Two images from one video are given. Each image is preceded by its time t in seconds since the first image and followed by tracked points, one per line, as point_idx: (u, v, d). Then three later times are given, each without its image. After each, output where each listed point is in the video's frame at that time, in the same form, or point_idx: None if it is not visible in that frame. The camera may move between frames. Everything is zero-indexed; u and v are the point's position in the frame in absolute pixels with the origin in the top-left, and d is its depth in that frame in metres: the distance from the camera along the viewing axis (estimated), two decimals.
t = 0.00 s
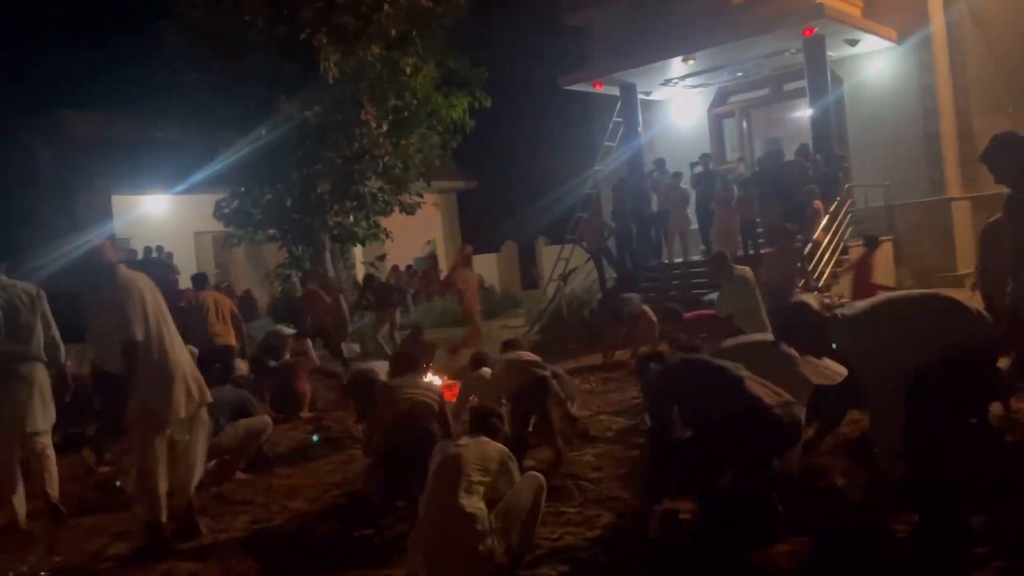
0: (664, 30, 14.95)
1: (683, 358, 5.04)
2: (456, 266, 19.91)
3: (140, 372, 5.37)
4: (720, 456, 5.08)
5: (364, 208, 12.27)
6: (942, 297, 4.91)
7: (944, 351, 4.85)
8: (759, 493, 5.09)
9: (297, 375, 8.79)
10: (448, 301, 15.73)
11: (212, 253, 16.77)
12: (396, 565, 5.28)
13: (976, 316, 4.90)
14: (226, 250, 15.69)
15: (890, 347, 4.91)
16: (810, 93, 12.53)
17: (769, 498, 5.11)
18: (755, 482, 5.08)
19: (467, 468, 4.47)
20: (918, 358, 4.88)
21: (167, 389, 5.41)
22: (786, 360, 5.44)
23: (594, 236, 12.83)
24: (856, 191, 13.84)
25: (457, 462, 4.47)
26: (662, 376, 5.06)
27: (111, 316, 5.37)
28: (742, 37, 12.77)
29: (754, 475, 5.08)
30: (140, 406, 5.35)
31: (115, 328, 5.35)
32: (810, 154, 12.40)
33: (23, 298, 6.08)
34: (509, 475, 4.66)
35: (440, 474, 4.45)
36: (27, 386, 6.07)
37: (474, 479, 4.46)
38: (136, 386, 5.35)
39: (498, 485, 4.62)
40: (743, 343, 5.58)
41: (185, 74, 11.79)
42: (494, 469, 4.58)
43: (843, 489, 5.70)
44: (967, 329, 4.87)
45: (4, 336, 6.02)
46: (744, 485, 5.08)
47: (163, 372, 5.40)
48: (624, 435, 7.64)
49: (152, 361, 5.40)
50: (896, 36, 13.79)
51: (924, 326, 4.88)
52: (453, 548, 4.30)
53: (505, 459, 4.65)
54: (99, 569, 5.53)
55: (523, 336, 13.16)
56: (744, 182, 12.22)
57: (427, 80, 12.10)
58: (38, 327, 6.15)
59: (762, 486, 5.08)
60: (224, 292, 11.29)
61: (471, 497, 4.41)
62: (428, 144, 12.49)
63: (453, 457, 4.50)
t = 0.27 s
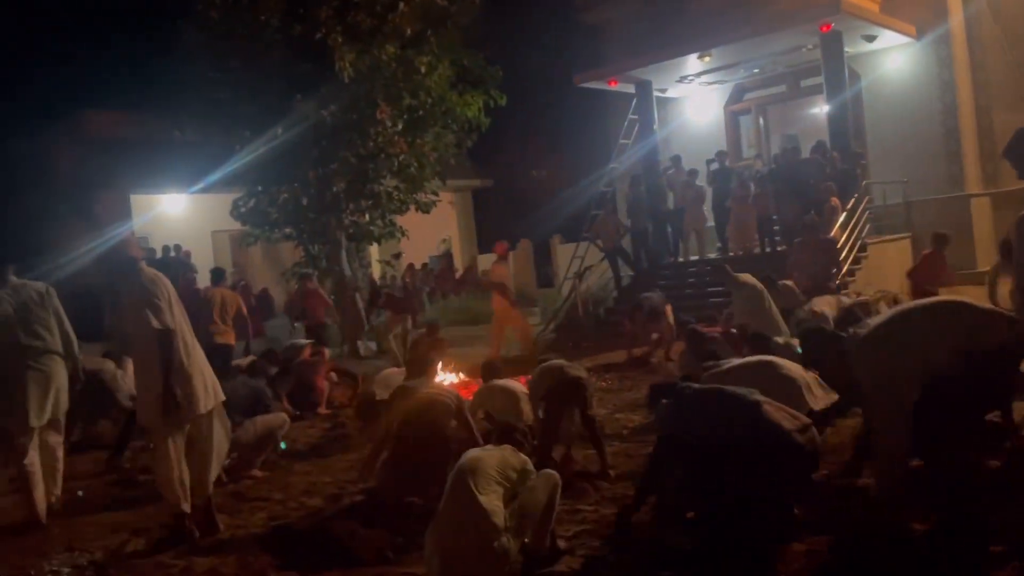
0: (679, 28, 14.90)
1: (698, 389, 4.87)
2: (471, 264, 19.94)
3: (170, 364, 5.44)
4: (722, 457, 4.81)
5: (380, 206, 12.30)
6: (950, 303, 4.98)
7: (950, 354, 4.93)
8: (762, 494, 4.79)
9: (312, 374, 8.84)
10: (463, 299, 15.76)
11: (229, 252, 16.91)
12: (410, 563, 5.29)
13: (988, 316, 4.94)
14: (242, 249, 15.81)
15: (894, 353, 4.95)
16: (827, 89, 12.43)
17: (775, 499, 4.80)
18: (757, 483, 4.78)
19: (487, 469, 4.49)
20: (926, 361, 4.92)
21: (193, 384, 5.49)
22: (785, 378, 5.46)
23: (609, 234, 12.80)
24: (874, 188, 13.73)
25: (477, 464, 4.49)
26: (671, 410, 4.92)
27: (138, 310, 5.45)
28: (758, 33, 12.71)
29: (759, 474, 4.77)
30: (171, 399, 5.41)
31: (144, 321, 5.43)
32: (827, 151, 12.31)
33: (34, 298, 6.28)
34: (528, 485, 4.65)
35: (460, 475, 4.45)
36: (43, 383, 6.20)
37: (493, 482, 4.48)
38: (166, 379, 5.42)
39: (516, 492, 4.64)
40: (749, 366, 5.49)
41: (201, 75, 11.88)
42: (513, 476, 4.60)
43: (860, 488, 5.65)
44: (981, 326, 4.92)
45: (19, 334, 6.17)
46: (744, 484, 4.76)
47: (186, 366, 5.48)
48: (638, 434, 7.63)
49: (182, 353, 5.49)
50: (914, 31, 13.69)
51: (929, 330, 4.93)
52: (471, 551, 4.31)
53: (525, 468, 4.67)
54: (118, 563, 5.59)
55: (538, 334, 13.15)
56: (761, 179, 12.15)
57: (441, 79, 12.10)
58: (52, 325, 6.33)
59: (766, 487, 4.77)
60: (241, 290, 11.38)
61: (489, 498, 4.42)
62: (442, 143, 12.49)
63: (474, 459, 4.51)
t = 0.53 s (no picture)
0: (690, 28, 14.86)
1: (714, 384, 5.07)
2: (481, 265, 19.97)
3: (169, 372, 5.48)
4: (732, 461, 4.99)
5: (390, 207, 12.32)
6: (962, 340, 4.77)
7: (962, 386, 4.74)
8: (761, 495, 4.95)
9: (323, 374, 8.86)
10: (473, 300, 15.80)
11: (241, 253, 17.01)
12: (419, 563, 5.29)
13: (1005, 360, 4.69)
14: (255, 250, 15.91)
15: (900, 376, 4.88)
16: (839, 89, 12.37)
17: (775, 500, 4.95)
18: (757, 484, 4.94)
19: (491, 472, 4.46)
20: (938, 395, 4.76)
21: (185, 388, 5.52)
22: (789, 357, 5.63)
23: (620, 235, 12.78)
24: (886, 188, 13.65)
25: (480, 467, 4.46)
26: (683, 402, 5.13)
27: (138, 313, 5.48)
28: (770, 33, 12.67)
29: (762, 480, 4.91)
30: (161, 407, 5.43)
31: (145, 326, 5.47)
32: (839, 150, 12.25)
33: (53, 299, 6.33)
34: (531, 484, 4.70)
35: (466, 480, 4.42)
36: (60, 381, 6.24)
37: (498, 484, 4.46)
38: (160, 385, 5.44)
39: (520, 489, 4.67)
40: (755, 346, 5.72)
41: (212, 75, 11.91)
42: (517, 475, 4.60)
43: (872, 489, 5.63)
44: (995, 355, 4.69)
45: (40, 332, 6.21)
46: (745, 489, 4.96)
47: (180, 372, 5.51)
48: (648, 435, 7.61)
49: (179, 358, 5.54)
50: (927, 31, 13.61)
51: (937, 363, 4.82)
52: (483, 555, 4.31)
53: (526, 465, 4.68)
54: (132, 563, 5.60)
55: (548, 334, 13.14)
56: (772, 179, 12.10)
57: (452, 80, 12.12)
58: (70, 325, 6.38)
59: (768, 489, 4.92)
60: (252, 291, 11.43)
61: (498, 503, 4.41)
62: (452, 144, 12.50)
63: (476, 462, 4.49)
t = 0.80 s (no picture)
0: (695, 31, 14.88)
1: (726, 392, 4.89)
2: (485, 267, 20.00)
3: (166, 372, 5.53)
4: (737, 463, 4.77)
5: (395, 210, 12.35)
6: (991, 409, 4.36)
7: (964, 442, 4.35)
8: (762, 494, 4.76)
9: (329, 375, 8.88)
10: (478, 302, 15.81)
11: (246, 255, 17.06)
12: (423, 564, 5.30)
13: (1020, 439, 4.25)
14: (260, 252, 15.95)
15: (906, 415, 4.50)
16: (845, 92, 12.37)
17: (774, 500, 4.74)
18: (757, 484, 4.76)
19: (489, 469, 4.44)
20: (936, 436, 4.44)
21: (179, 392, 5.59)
22: (793, 369, 5.38)
23: (624, 238, 12.78)
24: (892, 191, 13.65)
25: (479, 464, 4.46)
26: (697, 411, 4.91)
27: (136, 317, 5.51)
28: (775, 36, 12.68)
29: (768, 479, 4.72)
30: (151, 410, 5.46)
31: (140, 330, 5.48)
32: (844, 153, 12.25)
33: (66, 301, 6.38)
34: (528, 472, 4.65)
35: (466, 479, 4.43)
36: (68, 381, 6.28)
37: (496, 480, 4.44)
38: (152, 390, 5.47)
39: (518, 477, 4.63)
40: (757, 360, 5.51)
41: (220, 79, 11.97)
42: (514, 468, 4.55)
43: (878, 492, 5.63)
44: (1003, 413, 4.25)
45: (47, 332, 6.24)
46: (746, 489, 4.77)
47: (174, 376, 5.55)
48: (653, 438, 7.61)
49: (172, 362, 5.57)
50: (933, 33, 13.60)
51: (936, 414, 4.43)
52: (482, 553, 4.32)
53: (524, 454, 4.61)
54: (136, 564, 5.62)
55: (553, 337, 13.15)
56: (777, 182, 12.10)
57: (457, 83, 12.13)
58: (76, 327, 6.43)
59: (768, 488, 4.74)
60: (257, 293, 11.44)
61: (497, 501, 4.41)
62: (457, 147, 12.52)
63: (474, 458, 4.49)
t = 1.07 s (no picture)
0: (695, 35, 14.91)
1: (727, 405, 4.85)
2: (484, 271, 20.00)
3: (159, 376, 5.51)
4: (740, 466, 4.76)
5: (395, 213, 12.35)
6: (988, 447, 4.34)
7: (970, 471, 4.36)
8: (762, 494, 4.75)
9: (326, 377, 8.87)
10: (477, 306, 15.81)
11: (246, 258, 17.06)
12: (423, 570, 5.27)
13: (1018, 473, 4.29)
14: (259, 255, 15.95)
15: (908, 428, 4.54)
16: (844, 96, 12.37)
17: (774, 500, 4.72)
18: (759, 483, 4.75)
19: (487, 475, 4.45)
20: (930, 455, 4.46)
21: (171, 396, 5.57)
22: (789, 380, 5.33)
23: (624, 242, 12.78)
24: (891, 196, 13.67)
25: (478, 471, 4.46)
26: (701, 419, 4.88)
27: (131, 317, 5.52)
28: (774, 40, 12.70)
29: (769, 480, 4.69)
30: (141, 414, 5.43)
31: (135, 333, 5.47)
32: (844, 157, 12.26)
33: (64, 305, 6.39)
34: (532, 484, 4.63)
35: (462, 483, 4.44)
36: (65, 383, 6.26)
37: (494, 487, 4.43)
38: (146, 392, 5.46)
39: (521, 489, 4.60)
40: (754, 367, 5.45)
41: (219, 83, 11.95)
42: (514, 476, 4.54)
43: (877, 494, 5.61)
44: None
45: (45, 334, 6.22)
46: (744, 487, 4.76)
47: (169, 377, 5.55)
48: (653, 441, 7.59)
49: (162, 368, 5.54)
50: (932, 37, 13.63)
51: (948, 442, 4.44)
52: (477, 556, 4.30)
53: (526, 465, 4.61)
54: (134, 568, 5.59)
55: (553, 342, 13.11)
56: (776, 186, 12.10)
57: (456, 86, 12.13)
58: (75, 331, 6.41)
59: (768, 487, 4.72)
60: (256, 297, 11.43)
61: (494, 508, 4.40)
62: (457, 150, 12.53)
63: (473, 465, 4.50)
